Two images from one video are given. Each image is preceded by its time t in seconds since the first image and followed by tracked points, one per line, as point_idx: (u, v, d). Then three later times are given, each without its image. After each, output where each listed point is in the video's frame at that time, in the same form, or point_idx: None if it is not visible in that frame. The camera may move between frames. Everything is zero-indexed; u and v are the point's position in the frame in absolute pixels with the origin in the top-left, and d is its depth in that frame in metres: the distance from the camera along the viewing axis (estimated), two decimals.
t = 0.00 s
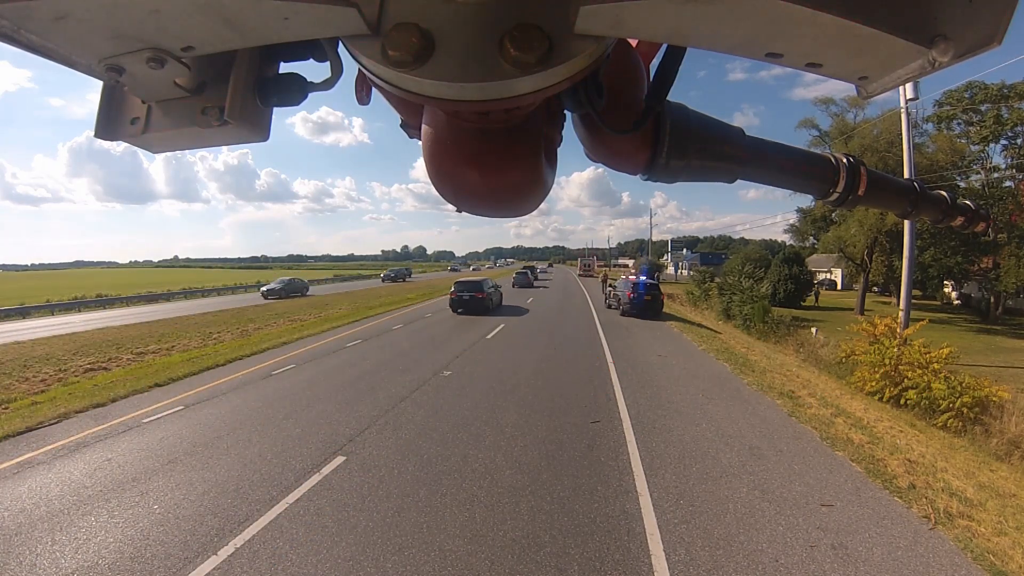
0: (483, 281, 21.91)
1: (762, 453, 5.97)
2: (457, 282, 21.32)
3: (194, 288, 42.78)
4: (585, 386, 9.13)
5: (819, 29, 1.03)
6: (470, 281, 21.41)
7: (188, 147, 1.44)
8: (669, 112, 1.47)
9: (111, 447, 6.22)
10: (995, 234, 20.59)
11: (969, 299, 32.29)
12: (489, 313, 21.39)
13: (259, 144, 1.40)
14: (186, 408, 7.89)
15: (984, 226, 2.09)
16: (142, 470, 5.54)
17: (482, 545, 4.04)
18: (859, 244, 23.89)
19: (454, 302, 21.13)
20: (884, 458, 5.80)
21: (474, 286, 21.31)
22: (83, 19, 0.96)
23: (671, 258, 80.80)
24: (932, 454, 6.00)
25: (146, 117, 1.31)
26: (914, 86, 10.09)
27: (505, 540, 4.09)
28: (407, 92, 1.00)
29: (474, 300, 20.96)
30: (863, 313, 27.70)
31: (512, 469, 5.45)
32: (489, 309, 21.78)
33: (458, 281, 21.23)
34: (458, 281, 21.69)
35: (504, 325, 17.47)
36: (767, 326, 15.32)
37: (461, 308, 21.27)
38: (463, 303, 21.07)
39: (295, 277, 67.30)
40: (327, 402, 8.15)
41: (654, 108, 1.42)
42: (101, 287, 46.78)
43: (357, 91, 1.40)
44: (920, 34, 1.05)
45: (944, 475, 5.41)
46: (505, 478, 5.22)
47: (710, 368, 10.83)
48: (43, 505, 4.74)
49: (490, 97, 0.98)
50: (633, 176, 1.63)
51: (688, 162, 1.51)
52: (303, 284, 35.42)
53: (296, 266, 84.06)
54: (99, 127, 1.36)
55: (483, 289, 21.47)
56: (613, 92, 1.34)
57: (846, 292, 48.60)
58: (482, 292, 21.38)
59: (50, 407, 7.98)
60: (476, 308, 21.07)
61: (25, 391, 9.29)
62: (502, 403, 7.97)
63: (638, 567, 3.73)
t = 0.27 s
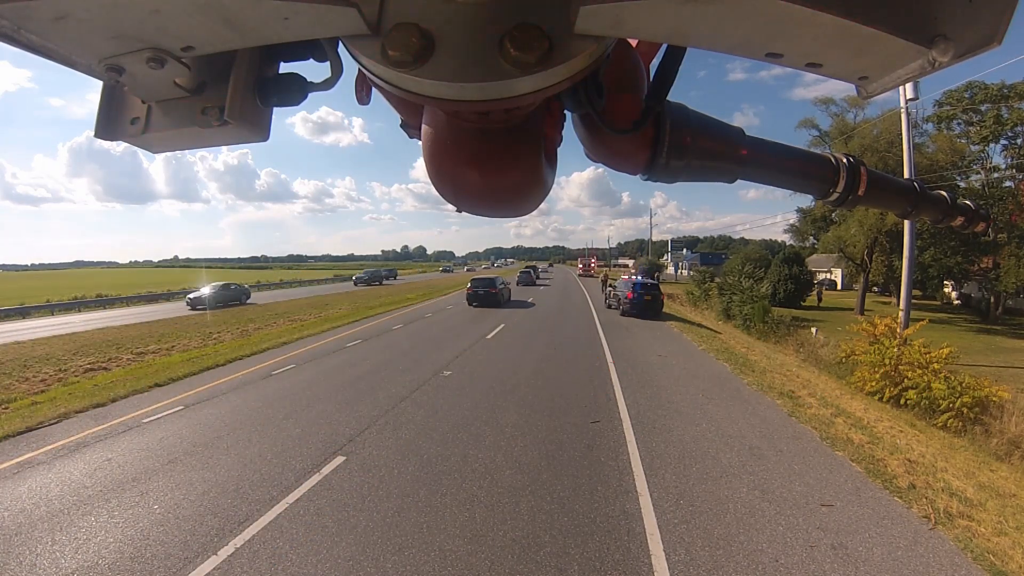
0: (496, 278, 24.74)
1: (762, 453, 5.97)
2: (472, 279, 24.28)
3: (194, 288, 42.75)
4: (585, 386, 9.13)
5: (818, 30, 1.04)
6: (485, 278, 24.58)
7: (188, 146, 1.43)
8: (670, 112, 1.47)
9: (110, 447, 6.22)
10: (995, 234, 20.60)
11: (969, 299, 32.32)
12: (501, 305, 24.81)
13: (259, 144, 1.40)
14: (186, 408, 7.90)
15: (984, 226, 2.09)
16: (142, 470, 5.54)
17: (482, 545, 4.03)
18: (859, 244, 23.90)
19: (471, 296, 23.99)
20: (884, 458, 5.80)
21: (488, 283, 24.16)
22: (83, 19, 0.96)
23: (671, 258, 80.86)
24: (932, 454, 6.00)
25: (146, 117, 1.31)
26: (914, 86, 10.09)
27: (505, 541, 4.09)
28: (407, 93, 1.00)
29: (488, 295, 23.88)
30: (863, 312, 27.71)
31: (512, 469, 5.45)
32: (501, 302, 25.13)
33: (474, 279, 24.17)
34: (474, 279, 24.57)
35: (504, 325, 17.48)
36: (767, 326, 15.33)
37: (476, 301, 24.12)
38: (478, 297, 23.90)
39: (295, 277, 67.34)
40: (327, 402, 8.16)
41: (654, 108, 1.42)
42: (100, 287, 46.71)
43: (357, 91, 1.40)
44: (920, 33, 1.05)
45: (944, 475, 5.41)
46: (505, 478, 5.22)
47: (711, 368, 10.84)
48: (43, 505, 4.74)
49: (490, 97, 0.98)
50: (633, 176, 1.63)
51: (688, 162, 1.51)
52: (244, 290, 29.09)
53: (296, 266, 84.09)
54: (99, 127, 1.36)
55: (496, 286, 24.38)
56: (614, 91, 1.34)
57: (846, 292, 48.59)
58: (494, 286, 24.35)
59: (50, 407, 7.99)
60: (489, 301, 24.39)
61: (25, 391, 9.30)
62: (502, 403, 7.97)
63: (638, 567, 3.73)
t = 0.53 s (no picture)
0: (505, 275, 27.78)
1: (761, 452, 5.97)
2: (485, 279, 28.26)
3: (193, 288, 42.76)
4: (586, 386, 9.13)
5: (819, 29, 1.04)
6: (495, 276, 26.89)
7: (188, 146, 1.44)
8: (670, 112, 1.47)
9: (110, 447, 6.22)
10: (995, 234, 20.61)
11: (969, 299, 32.32)
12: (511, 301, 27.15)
13: (259, 144, 1.40)
14: (186, 408, 7.90)
15: (984, 226, 2.09)
16: (142, 469, 5.54)
17: (482, 545, 4.03)
18: (859, 244, 23.90)
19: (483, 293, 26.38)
20: (884, 458, 5.80)
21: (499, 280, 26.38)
22: (83, 19, 0.96)
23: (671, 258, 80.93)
24: (932, 454, 6.00)
25: (146, 117, 1.31)
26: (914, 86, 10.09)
27: (505, 541, 4.09)
28: (407, 94, 1.00)
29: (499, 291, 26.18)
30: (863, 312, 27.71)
31: (512, 469, 5.45)
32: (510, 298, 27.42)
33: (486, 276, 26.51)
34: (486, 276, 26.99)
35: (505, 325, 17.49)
36: (767, 326, 15.33)
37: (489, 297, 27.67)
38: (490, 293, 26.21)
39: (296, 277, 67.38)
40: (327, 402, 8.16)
41: (654, 108, 1.42)
42: (99, 287, 46.58)
43: (357, 91, 1.40)
44: (920, 33, 1.05)
45: (944, 475, 5.41)
46: (505, 478, 5.22)
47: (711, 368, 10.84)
48: (43, 504, 4.75)
49: (490, 98, 0.98)
50: (633, 176, 1.63)
51: (688, 162, 1.51)
52: (159, 296, 23.15)
53: (296, 266, 84.13)
54: (99, 127, 1.36)
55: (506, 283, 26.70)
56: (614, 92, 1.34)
57: (846, 292, 48.54)
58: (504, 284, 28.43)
59: (50, 407, 7.99)
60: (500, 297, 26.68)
61: (25, 391, 9.30)
62: (502, 403, 7.97)
63: (638, 567, 3.73)
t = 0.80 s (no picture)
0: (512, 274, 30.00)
1: (762, 453, 5.97)
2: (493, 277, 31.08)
3: (193, 288, 42.78)
4: (586, 386, 9.13)
5: (820, 30, 1.04)
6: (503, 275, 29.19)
7: (188, 147, 1.44)
8: (670, 112, 1.47)
9: (110, 448, 6.22)
10: (995, 234, 20.60)
11: (969, 299, 32.34)
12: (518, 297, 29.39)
13: (259, 145, 1.40)
14: (186, 408, 7.89)
15: (984, 226, 2.09)
16: (142, 470, 5.54)
17: (482, 545, 4.03)
18: (859, 244, 23.90)
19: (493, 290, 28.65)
20: (884, 458, 5.80)
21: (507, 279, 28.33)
22: (83, 19, 0.96)
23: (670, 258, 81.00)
24: (932, 454, 6.00)
25: (146, 117, 1.31)
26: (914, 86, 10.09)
27: (505, 541, 4.09)
28: (407, 93, 1.00)
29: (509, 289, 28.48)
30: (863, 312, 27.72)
31: (512, 469, 5.45)
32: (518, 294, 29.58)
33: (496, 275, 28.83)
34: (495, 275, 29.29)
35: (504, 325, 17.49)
36: (767, 326, 15.34)
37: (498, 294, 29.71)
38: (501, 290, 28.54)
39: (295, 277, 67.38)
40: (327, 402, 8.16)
41: (654, 109, 1.42)
42: (98, 287, 46.50)
43: (357, 91, 1.40)
44: (920, 34, 1.05)
45: (944, 475, 5.41)
46: (505, 479, 5.21)
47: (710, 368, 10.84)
48: (43, 505, 4.74)
49: (490, 98, 0.98)
50: (633, 176, 1.63)
51: (688, 162, 1.51)
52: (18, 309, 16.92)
53: (296, 266, 84.15)
54: (99, 127, 1.36)
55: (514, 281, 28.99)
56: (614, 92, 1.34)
57: (846, 292, 48.47)
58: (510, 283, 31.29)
59: (50, 407, 7.99)
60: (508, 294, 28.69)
61: (25, 391, 9.30)
62: (502, 403, 7.97)
63: (638, 567, 3.73)
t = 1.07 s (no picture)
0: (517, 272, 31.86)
1: (762, 453, 5.97)
2: (501, 274, 33.47)
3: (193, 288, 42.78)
4: (586, 386, 9.14)
5: (820, 29, 1.04)
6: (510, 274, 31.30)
7: (187, 147, 1.43)
8: (669, 112, 1.47)
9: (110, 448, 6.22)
10: (995, 234, 20.61)
11: (969, 299, 32.35)
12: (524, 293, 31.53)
13: (259, 144, 1.40)
14: (186, 408, 7.90)
15: (984, 226, 2.09)
16: (142, 470, 5.54)
17: (482, 545, 4.03)
18: (859, 244, 23.91)
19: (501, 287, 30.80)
20: (884, 458, 5.80)
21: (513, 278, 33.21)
22: (83, 19, 0.96)
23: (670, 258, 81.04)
24: (932, 454, 6.00)
25: (146, 117, 1.31)
26: (914, 86, 10.09)
27: (505, 540, 4.09)
28: (407, 93, 1.00)
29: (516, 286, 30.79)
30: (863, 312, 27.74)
31: (512, 469, 5.45)
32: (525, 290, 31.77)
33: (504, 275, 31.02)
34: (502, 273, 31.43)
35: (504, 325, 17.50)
36: (767, 326, 15.35)
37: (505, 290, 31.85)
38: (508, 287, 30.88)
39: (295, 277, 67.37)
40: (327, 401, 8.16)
41: (654, 108, 1.42)
42: (97, 287, 46.47)
43: (357, 91, 1.40)
44: (920, 33, 1.05)
45: (944, 475, 5.41)
46: (505, 479, 5.21)
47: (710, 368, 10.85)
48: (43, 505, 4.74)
49: (490, 98, 0.98)
50: (633, 176, 1.63)
51: (688, 162, 1.51)
52: None
53: (296, 265, 84.14)
54: (99, 127, 1.36)
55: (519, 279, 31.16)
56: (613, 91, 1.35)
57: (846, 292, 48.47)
58: (516, 280, 33.71)
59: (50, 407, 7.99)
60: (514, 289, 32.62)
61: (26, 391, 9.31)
62: (502, 403, 7.97)
63: (638, 567, 3.73)
